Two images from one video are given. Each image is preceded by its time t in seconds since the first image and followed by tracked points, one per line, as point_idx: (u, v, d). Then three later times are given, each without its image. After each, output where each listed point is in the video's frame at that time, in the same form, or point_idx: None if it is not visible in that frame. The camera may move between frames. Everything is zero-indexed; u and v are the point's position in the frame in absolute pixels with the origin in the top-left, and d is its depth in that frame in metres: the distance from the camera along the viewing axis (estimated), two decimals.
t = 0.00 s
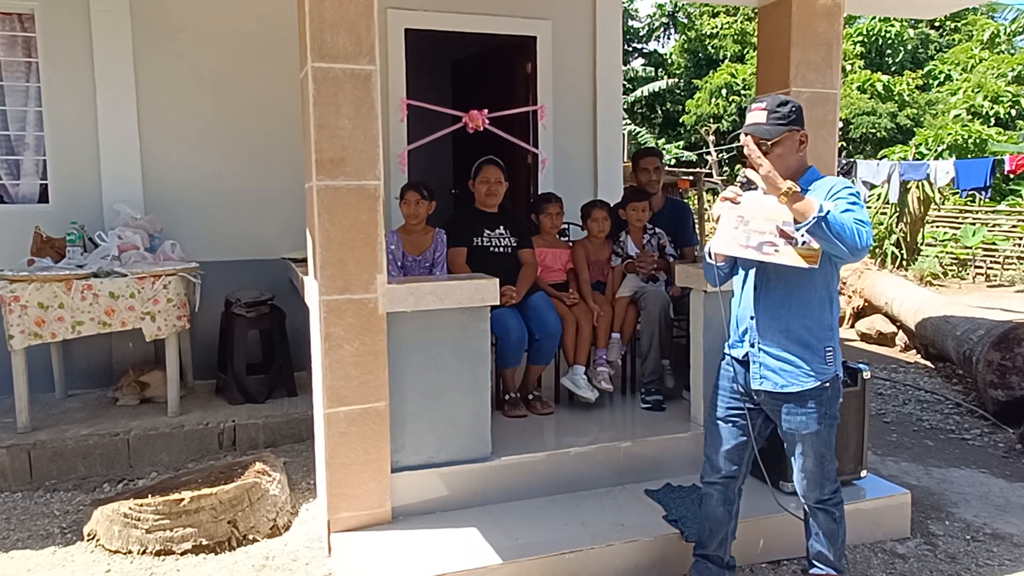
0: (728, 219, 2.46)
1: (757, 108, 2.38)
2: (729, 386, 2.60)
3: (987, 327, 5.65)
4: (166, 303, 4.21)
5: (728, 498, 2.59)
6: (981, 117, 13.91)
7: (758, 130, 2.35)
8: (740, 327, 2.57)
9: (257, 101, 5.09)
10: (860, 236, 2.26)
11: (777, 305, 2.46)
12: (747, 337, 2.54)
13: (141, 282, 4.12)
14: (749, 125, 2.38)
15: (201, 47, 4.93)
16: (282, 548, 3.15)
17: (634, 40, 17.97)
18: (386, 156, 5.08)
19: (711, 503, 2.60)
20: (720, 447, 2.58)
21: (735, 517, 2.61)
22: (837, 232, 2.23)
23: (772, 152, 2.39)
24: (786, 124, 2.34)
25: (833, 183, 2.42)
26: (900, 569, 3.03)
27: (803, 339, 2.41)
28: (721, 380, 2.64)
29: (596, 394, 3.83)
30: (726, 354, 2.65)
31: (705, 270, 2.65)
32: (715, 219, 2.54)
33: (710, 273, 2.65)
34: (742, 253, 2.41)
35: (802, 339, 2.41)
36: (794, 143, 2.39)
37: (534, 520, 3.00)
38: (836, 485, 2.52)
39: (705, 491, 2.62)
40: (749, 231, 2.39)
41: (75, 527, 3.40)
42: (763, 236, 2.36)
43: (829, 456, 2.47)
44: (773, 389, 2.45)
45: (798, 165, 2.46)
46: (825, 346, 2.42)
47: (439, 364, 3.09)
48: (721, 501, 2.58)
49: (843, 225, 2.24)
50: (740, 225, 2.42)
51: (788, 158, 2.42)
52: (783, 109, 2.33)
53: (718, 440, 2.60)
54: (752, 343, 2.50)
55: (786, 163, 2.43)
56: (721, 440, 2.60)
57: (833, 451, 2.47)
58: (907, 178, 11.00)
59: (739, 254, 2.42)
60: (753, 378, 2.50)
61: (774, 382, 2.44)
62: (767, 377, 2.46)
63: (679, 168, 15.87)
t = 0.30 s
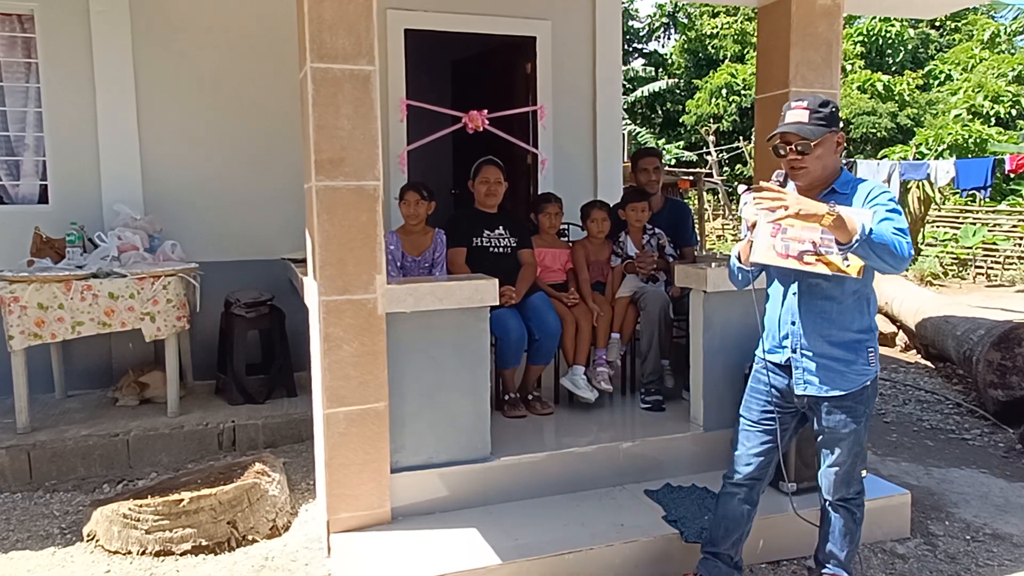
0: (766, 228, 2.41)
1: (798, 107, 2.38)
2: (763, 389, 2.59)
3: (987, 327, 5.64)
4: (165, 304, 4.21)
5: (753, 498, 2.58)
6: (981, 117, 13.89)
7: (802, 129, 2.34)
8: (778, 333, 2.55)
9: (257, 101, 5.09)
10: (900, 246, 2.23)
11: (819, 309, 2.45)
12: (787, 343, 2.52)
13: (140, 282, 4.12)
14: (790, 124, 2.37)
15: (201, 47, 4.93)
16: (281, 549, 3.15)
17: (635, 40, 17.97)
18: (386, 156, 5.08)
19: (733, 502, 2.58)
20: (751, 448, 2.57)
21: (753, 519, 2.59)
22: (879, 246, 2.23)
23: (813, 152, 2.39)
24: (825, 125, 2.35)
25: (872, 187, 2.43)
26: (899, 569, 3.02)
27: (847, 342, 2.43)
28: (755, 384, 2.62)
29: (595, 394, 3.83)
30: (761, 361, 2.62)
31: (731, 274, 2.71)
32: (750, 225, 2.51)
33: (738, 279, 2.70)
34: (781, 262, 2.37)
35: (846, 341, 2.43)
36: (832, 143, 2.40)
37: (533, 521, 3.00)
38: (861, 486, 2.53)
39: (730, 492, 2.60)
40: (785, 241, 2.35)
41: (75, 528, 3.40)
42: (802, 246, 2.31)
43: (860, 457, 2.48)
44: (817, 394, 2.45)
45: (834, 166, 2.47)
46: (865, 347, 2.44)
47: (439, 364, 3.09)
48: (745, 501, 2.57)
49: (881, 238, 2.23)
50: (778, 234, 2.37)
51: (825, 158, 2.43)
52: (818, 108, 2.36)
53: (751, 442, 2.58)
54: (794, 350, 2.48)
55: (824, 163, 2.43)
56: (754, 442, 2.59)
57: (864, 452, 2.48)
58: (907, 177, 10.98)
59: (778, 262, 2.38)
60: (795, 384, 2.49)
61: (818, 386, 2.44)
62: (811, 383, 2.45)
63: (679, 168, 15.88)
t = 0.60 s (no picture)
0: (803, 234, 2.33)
1: (825, 107, 2.32)
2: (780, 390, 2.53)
3: (987, 327, 5.64)
4: (164, 304, 4.21)
5: (768, 501, 2.57)
6: (981, 116, 13.87)
7: (837, 131, 2.30)
8: (799, 334, 2.50)
9: (257, 101, 5.10)
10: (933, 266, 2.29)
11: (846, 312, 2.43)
12: (811, 345, 2.47)
13: (139, 282, 4.12)
14: (820, 127, 2.31)
15: (200, 48, 4.93)
16: (280, 549, 3.14)
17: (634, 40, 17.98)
18: (385, 156, 5.08)
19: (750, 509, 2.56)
20: (769, 453, 2.52)
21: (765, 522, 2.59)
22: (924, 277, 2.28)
23: (841, 154, 2.37)
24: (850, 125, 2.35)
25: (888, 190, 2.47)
26: (898, 569, 3.02)
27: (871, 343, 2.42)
28: (770, 385, 2.55)
29: (595, 393, 3.83)
30: (777, 362, 2.55)
31: (737, 276, 2.55)
32: (780, 227, 2.34)
33: (746, 281, 2.55)
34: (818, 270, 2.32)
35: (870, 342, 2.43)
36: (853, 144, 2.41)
37: (532, 520, 3.00)
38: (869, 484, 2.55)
39: (747, 498, 2.56)
40: (826, 250, 2.31)
41: (73, 528, 3.40)
42: (844, 255, 2.30)
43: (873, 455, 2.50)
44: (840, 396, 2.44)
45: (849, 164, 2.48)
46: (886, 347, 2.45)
47: (438, 363, 3.09)
48: (761, 506, 2.56)
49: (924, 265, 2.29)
50: (818, 241, 2.31)
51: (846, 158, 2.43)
52: (842, 107, 2.33)
53: (767, 445, 2.53)
54: (820, 352, 2.44)
55: (845, 163, 2.43)
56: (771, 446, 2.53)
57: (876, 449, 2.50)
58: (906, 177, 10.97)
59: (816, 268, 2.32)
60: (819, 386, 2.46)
61: (843, 389, 2.42)
62: (836, 385, 2.43)
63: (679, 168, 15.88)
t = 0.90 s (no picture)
0: (841, 230, 2.24)
1: (838, 105, 2.33)
2: (791, 396, 2.44)
3: (987, 326, 5.63)
4: (163, 304, 4.21)
5: (777, 507, 2.52)
6: (980, 116, 13.84)
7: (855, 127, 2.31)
8: (813, 334, 2.42)
9: (257, 101, 5.10)
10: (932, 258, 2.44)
11: (858, 310, 2.42)
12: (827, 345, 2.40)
13: (139, 282, 4.12)
14: (839, 123, 2.30)
15: (200, 48, 4.93)
16: (279, 549, 3.14)
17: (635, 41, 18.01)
18: (384, 156, 5.08)
19: (760, 516, 2.50)
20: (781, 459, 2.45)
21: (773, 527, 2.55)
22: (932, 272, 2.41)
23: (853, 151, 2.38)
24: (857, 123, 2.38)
25: (881, 189, 2.53)
26: (898, 569, 3.02)
27: (876, 340, 2.44)
28: (781, 391, 2.45)
29: (594, 393, 3.84)
30: (784, 365, 2.47)
31: (749, 278, 2.37)
32: (812, 224, 2.23)
33: (760, 280, 2.37)
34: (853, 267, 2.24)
35: (877, 341, 2.44)
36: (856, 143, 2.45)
37: (532, 521, 3.00)
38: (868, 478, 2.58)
39: (760, 506, 2.49)
40: (859, 247, 2.26)
41: (73, 528, 3.39)
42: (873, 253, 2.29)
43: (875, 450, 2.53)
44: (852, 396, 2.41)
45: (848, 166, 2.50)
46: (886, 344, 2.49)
47: (437, 364, 3.09)
48: (771, 512, 2.50)
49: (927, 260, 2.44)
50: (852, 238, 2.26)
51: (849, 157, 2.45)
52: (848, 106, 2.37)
53: (779, 452, 2.45)
54: (838, 351, 2.38)
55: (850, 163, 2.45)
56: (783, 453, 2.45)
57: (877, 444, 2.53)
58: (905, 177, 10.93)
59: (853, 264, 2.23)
60: (834, 387, 2.40)
61: (858, 388, 2.40)
62: (852, 385, 2.39)
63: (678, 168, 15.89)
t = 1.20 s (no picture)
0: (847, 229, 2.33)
1: (828, 103, 2.36)
2: (791, 400, 2.40)
3: (988, 326, 5.63)
4: (164, 303, 4.21)
5: (778, 511, 2.49)
6: (981, 116, 13.83)
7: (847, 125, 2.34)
8: (811, 333, 2.40)
9: (257, 101, 5.10)
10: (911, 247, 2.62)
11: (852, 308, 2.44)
12: (826, 343, 2.39)
13: (140, 281, 4.12)
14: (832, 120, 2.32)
15: (201, 48, 4.93)
16: (280, 548, 3.14)
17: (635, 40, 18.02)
18: (385, 155, 5.07)
19: (763, 521, 2.47)
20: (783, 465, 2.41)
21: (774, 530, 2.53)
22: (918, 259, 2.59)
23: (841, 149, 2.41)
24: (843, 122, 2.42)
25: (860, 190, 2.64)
26: (898, 568, 3.01)
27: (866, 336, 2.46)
28: (781, 396, 2.41)
29: (595, 393, 3.83)
30: (781, 369, 2.42)
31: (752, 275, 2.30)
32: (819, 219, 2.17)
33: (763, 277, 2.31)
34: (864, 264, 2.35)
35: (867, 337, 2.46)
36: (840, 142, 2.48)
37: (532, 520, 3.00)
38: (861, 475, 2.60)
39: (765, 513, 2.45)
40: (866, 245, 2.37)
41: (74, 527, 3.39)
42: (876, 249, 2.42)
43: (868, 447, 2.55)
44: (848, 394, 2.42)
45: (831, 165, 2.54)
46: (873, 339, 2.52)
47: (438, 363, 3.09)
48: (773, 517, 2.48)
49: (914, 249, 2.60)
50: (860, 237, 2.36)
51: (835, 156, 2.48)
52: (837, 106, 2.41)
53: (782, 459, 2.41)
54: (836, 348, 2.38)
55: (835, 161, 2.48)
56: (785, 459, 2.41)
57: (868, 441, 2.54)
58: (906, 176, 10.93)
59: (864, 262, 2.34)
60: (832, 386, 2.39)
61: (855, 383, 2.40)
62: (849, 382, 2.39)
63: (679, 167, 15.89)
